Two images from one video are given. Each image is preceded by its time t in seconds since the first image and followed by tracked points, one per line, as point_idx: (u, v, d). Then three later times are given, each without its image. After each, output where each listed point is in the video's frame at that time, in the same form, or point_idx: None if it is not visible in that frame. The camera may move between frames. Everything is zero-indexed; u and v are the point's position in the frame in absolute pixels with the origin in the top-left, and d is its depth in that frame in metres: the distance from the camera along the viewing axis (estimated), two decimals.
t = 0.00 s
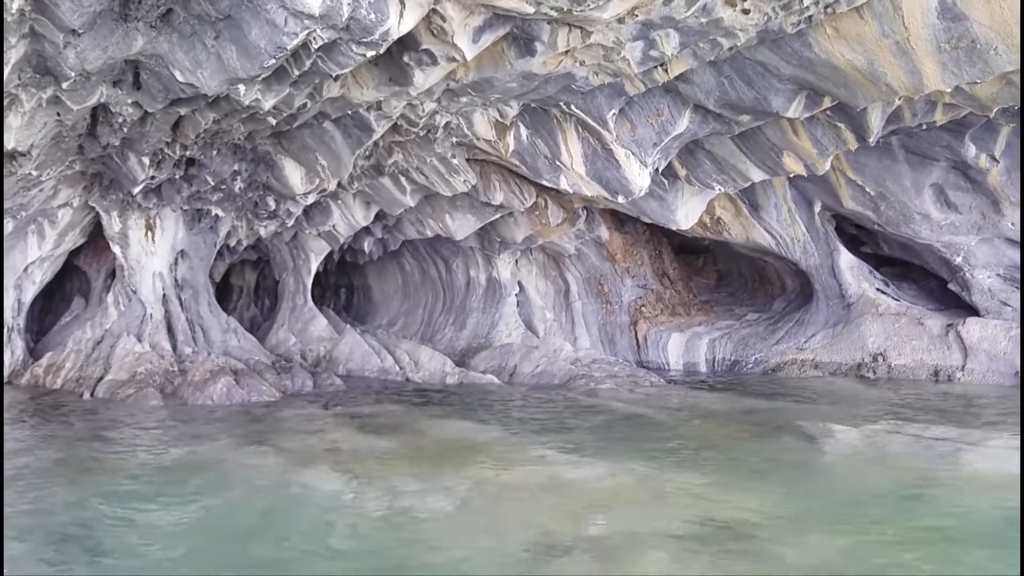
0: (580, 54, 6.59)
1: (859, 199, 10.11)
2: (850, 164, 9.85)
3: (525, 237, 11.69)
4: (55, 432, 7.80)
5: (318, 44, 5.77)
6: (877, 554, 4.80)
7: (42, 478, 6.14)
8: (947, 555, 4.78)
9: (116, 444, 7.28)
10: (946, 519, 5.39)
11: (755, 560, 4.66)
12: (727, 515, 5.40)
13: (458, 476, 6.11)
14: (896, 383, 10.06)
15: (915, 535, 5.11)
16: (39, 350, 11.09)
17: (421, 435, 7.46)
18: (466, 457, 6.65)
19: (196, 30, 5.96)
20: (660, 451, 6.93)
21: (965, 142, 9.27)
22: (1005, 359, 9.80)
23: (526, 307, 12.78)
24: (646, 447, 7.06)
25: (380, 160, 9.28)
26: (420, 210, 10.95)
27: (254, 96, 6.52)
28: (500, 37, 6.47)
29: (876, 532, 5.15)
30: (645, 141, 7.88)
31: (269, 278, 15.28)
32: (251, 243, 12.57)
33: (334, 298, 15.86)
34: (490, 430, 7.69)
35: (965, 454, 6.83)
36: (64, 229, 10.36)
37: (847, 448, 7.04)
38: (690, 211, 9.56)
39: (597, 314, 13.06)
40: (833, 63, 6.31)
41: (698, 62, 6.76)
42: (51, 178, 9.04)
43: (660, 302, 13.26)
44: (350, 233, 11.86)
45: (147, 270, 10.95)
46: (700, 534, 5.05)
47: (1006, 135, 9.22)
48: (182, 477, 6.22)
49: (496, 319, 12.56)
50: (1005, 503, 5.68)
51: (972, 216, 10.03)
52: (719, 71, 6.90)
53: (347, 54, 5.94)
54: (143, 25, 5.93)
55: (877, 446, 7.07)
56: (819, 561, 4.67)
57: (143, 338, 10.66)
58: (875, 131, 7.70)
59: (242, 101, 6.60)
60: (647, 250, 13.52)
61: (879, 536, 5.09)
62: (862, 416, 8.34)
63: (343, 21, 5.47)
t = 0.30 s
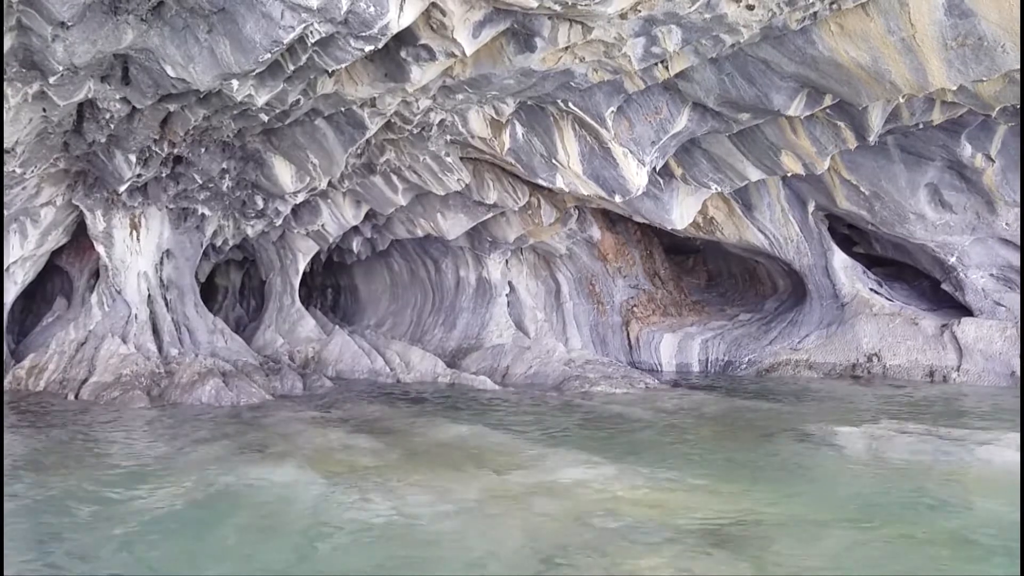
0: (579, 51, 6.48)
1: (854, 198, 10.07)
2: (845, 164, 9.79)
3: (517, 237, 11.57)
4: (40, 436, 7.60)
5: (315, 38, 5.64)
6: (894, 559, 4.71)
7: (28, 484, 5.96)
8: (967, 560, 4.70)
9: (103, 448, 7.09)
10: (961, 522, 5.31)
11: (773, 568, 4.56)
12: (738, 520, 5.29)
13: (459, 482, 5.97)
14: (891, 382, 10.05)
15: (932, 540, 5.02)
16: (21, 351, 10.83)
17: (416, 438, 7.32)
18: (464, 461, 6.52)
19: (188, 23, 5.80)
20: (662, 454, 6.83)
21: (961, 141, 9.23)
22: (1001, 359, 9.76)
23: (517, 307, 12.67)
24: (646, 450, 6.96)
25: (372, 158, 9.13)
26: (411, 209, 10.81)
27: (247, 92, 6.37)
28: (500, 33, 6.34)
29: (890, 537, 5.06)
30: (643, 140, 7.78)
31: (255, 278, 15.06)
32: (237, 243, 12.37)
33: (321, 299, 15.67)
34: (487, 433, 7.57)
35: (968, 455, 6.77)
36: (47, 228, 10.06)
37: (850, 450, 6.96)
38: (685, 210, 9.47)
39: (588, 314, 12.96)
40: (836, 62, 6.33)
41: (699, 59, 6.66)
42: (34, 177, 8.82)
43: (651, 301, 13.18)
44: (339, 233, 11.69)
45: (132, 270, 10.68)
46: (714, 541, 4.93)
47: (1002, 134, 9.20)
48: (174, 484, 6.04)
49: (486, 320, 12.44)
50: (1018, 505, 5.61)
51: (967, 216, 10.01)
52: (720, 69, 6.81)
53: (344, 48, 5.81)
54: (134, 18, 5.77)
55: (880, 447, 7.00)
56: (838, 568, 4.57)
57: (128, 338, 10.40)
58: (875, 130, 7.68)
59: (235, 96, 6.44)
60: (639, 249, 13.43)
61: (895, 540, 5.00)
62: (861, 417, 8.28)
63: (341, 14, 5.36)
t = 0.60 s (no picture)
0: (580, 46, 6.36)
1: (848, 198, 10.03)
2: (840, 163, 9.74)
3: (508, 237, 11.46)
4: (24, 441, 7.40)
5: (313, 31, 5.52)
6: (912, 560, 4.63)
7: (14, 491, 5.78)
8: (985, 560, 4.63)
9: (91, 454, 6.89)
10: (974, 522, 5.25)
11: (791, 571, 4.46)
12: (749, 522, 5.20)
13: (461, 487, 5.85)
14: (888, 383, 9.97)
15: (946, 540, 4.94)
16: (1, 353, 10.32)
17: (412, 442, 7.19)
18: (463, 465, 6.39)
19: (181, 16, 5.64)
20: (664, 456, 6.73)
21: (957, 140, 9.21)
22: (999, 358, 9.84)
23: (507, 307, 12.56)
24: (647, 453, 6.86)
25: (364, 157, 8.99)
26: (403, 208, 10.66)
27: (240, 87, 6.22)
28: (499, 28, 6.22)
29: (905, 537, 4.99)
30: (642, 137, 7.70)
31: (240, 279, 14.86)
32: (222, 243, 12.16)
33: (308, 299, 15.48)
34: (484, 436, 7.44)
35: (972, 455, 6.72)
36: (29, 228, 9.54)
37: (853, 450, 6.89)
38: (680, 210, 9.39)
39: (580, 314, 12.87)
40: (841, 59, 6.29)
41: (701, 56, 6.58)
42: (17, 175, 8.47)
43: (643, 302, 13.12)
44: (328, 232, 11.54)
45: (116, 270, 10.41)
46: (728, 544, 4.84)
47: (998, 133, 9.19)
48: (166, 489, 5.89)
49: (476, 320, 12.32)
50: None
51: (962, 215, 10.00)
52: (721, 65, 6.73)
53: (342, 42, 5.69)
54: (124, 11, 5.60)
55: (883, 448, 6.93)
56: (857, 570, 4.48)
57: (112, 340, 10.14)
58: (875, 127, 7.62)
59: (227, 92, 6.28)
60: (630, 249, 13.34)
61: (910, 541, 4.93)
62: (860, 417, 8.23)
63: (340, 7, 5.24)
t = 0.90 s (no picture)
0: (584, 43, 6.25)
1: (845, 200, 9.98)
2: (837, 165, 9.68)
3: (502, 237, 11.35)
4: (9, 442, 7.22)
5: (313, 25, 5.43)
6: (932, 569, 4.52)
7: None
8: (1007, 571, 4.52)
9: (78, 457, 6.71)
10: (990, 530, 5.15)
11: None
12: (760, 530, 5.09)
13: (462, 493, 5.71)
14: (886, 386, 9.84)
15: (957, 547, 4.86)
16: None
17: (408, 446, 7.06)
18: (462, 470, 6.27)
19: (176, 8, 5.50)
20: (666, 461, 6.62)
21: (955, 142, 9.18)
22: (997, 362, 9.85)
23: (499, 308, 12.44)
24: (648, 457, 6.76)
25: (358, 154, 8.84)
26: (396, 207, 10.52)
27: (236, 81, 6.08)
28: (502, 24, 6.11)
29: (921, 545, 4.88)
30: (642, 137, 7.61)
31: (227, 278, 14.66)
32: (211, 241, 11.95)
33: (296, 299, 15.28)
34: (481, 439, 7.32)
35: (976, 460, 6.65)
36: (14, 224, 9.33)
37: (855, 455, 6.81)
38: (678, 210, 9.30)
39: (573, 316, 12.76)
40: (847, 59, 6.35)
41: (705, 54, 6.50)
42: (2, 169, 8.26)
43: (637, 303, 13.03)
44: (319, 231, 11.38)
45: (103, 268, 10.19)
46: (741, 552, 4.72)
47: (996, 135, 9.16)
48: (157, 493, 5.73)
49: (468, 320, 12.19)
50: None
51: (958, 218, 9.98)
52: (724, 62, 6.66)
53: (342, 36, 5.59)
54: (117, 2, 5.45)
55: (886, 453, 6.86)
56: None
57: (98, 339, 9.92)
58: (879, 128, 7.54)
59: (222, 86, 6.13)
60: (623, 250, 13.26)
61: (928, 549, 4.83)
62: (859, 420, 8.17)
63: None
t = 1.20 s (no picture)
0: (596, 39, 6.16)
1: (853, 199, 9.90)
2: (845, 164, 9.59)
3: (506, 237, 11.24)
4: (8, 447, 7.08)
5: (322, 19, 5.34)
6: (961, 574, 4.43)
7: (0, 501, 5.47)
8: None
9: (80, 462, 6.57)
10: (1016, 533, 5.05)
11: None
12: (783, 534, 4.99)
13: (475, 498, 5.60)
14: (896, 387, 9.84)
15: (984, 551, 4.76)
16: None
17: (416, 450, 6.95)
18: (473, 474, 6.16)
19: (182, 3, 5.38)
20: (679, 464, 6.51)
21: (966, 140, 9.08)
22: (1006, 361, 9.86)
23: (502, 309, 12.33)
24: (660, 459, 6.66)
25: (362, 154, 8.72)
26: (400, 207, 10.40)
27: (242, 78, 5.96)
28: (513, 19, 5.99)
29: (948, 549, 4.78)
30: (652, 134, 7.53)
31: (226, 279, 14.51)
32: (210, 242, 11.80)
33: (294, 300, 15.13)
34: (489, 442, 7.21)
35: (994, 461, 6.57)
36: (12, 226, 9.18)
37: (871, 456, 6.73)
38: (685, 210, 9.20)
39: (576, 316, 12.65)
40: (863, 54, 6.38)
41: (718, 49, 6.44)
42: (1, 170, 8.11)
43: (641, 303, 12.94)
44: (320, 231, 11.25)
45: (102, 270, 10.04)
46: (764, 557, 4.62)
47: (1007, 132, 9.05)
48: (163, 500, 5.61)
49: (471, 321, 12.08)
50: None
51: (968, 216, 9.90)
52: (737, 58, 6.65)
53: (352, 31, 5.50)
54: None
55: (901, 455, 6.77)
56: None
57: (98, 342, 9.77)
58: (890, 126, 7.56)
59: (227, 84, 6.01)
60: (626, 250, 13.17)
61: (956, 553, 4.73)
62: (872, 421, 8.08)
63: None
